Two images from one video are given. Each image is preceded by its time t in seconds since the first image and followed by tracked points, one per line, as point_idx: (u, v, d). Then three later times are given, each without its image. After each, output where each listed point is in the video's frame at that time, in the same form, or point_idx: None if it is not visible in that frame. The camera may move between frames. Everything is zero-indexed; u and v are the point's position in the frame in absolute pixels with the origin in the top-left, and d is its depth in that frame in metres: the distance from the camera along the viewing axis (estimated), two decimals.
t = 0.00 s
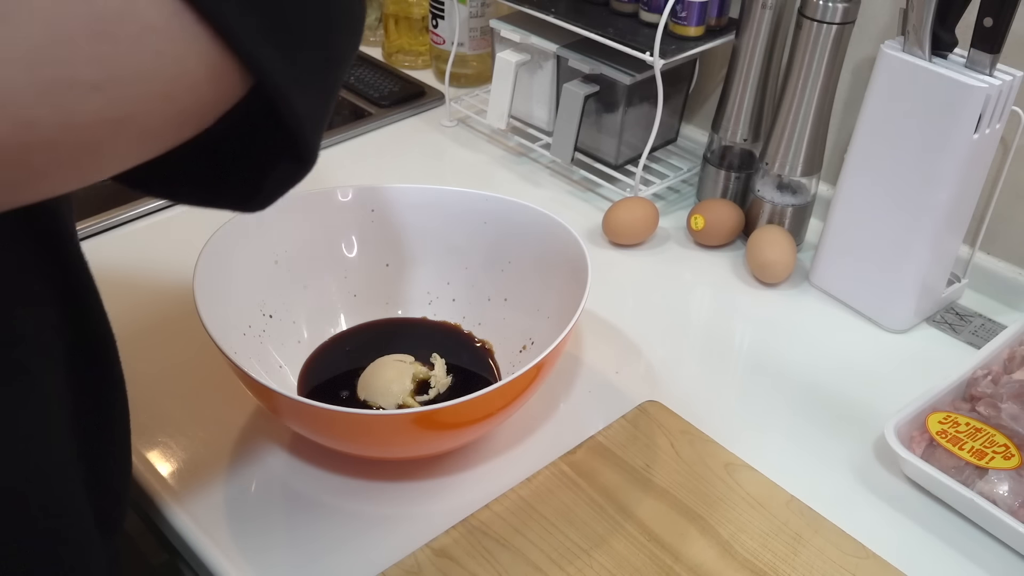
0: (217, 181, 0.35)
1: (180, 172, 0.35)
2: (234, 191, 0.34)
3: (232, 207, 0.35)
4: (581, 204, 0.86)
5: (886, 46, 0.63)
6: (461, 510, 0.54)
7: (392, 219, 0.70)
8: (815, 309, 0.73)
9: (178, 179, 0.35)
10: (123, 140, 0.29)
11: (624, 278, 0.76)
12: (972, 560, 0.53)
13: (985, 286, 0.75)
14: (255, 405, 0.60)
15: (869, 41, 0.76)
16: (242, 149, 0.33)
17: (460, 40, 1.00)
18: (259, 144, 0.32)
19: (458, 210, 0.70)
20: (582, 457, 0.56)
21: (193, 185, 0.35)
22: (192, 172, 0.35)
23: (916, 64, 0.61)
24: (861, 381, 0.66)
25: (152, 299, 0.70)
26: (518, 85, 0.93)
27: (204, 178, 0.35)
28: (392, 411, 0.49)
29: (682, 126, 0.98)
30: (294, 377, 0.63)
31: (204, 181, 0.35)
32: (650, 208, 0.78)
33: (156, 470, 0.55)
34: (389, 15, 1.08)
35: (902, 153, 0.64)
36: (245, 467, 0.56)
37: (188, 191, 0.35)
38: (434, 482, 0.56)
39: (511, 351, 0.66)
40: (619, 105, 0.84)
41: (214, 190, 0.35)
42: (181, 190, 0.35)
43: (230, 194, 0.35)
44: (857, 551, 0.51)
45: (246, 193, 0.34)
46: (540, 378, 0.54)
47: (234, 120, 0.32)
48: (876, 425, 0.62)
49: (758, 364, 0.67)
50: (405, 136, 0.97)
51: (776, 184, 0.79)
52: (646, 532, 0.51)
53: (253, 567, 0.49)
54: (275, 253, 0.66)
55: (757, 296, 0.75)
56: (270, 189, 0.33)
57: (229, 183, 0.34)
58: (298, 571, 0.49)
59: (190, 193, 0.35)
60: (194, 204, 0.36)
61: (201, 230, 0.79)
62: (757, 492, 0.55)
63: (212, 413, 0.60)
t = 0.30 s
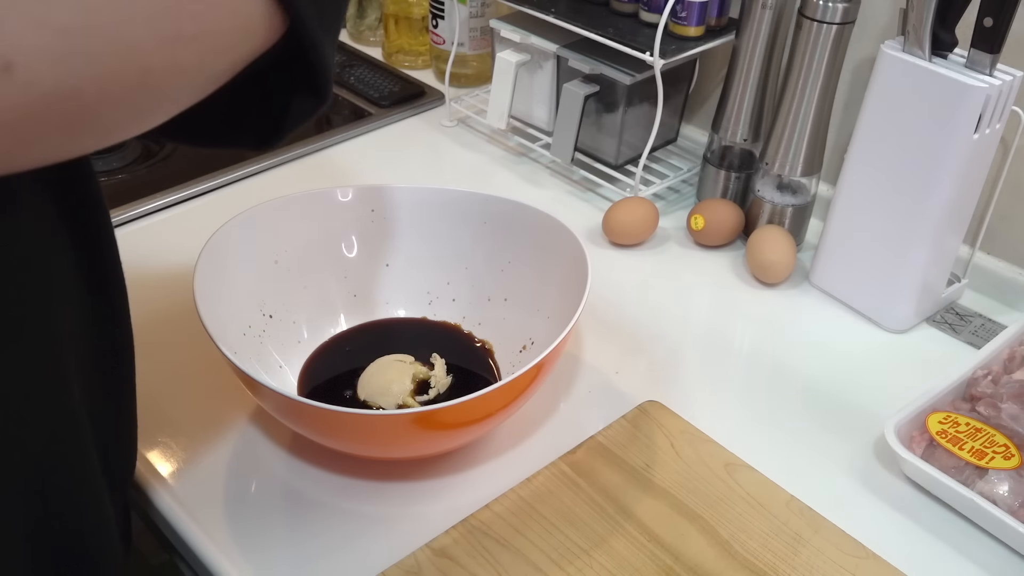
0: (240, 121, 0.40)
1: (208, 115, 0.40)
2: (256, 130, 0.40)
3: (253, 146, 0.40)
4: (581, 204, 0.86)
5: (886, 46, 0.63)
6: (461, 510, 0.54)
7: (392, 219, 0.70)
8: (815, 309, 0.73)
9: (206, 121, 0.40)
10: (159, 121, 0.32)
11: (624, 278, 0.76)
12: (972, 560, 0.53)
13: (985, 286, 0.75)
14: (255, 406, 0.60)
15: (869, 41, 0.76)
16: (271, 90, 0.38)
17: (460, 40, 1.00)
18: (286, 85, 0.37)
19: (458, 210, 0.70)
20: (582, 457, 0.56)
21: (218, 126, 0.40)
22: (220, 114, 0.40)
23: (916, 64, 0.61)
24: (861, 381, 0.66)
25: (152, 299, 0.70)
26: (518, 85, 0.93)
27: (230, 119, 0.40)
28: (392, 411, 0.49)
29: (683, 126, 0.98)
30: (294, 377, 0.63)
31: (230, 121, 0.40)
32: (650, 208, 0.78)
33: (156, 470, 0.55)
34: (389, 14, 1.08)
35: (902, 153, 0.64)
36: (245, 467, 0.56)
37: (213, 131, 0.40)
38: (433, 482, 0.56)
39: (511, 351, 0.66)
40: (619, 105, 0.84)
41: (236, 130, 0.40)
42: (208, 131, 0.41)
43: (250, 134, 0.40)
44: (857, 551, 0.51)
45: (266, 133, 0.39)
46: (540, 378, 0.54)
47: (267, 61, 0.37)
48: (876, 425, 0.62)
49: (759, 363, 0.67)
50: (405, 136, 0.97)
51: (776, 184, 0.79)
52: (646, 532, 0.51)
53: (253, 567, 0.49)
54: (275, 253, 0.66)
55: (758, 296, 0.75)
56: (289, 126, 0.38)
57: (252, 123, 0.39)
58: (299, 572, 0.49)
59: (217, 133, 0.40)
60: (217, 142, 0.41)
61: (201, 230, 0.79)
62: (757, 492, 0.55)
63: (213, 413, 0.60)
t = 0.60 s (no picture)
0: (231, 78, 0.51)
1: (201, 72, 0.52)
2: (246, 85, 0.52)
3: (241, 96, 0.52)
4: (581, 204, 0.86)
5: (886, 46, 0.63)
6: (461, 510, 0.54)
7: (392, 218, 0.70)
8: (815, 309, 0.73)
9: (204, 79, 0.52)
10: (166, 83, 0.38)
11: (624, 277, 0.76)
12: (972, 560, 0.53)
13: (986, 286, 0.75)
14: (255, 406, 0.60)
15: (869, 41, 0.76)
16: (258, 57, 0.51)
17: (460, 40, 1.00)
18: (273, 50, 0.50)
19: (458, 210, 0.70)
20: (582, 457, 0.56)
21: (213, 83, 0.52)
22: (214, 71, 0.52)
23: (916, 64, 0.61)
24: (861, 381, 0.66)
25: (152, 299, 0.70)
26: (518, 86, 0.93)
27: (221, 77, 0.52)
28: (392, 411, 0.49)
29: (683, 126, 0.98)
30: (294, 377, 0.63)
31: (223, 79, 0.52)
32: (650, 208, 0.78)
33: (156, 469, 0.55)
34: (389, 14, 1.08)
35: (902, 153, 0.64)
36: (245, 468, 0.56)
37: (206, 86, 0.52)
38: (434, 482, 0.56)
39: (511, 351, 0.66)
40: (619, 105, 0.84)
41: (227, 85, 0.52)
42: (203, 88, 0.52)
43: (241, 88, 0.52)
44: (858, 551, 0.51)
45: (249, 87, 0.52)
46: (540, 378, 0.54)
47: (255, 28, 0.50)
48: (877, 425, 0.62)
49: (758, 363, 0.67)
50: (405, 136, 0.97)
51: (776, 184, 0.79)
52: (646, 533, 0.51)
53: (253, 568, 0.49)
54: (275, 253, 0.66)
55: (758, 296, 0.75)
56: (280, 75, 0.50)
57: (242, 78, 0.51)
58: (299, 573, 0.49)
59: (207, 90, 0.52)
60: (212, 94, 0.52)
61: (201, 230, 0.79)
62: (757, 492, 0.55)
63: (214, 413, 0.60)
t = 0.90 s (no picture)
0: (183, 68, 0.52)
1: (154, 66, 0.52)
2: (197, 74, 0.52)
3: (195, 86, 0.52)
4: (581, 204, 0.86)
5: (886, 46, 0.63)
6: (461, 510, 0.54)
7: (392, 219, 0.70)
8: (815, 309, 0.73)
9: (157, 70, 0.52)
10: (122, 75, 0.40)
11: (624, 278, 0.76)
12: (971, 559, 0.53)
13: (985, 286, 0.75)
14: (255, 406, 0.60)
15: (869, 41, 0.76)
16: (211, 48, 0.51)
17: (460, 40, 1.00)
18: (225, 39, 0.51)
19: (458, 210, 0.70)
20: (582, 457, 0.56)
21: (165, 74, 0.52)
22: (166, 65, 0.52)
23: (916, 64, 0.61)
24: (860, 381, 0.66)
25: (153, 299, 0.70)
26: (518, 86, 0.93)
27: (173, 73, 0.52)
28: (392, 411, 0.49)
29: (683, 126, 0.98)
30: (294, 377, 0.63)
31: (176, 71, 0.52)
32: (650, 208, 0.78)
33: (156, 469, 0.55)
34: (389, 14, 1.08)
35: (902, 153, 0.64)
36: (246, 468, 0.56)
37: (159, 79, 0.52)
38: (434, 482, 0.56)
39: (511, 351, 0.66)
40: (619, 105, 0.84)
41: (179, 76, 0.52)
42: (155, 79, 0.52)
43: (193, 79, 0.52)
44: (858, 551, 0.51)
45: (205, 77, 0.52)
46: (540, 378, 0.54)
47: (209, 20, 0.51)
48: (877, 425, 0.62)
49: (758, 363, 0.67)
50: (405, 136, 0.97)
51: (776, 184, 0.79)
52: (646, 532, 0.51)
53: (253, 567, 0.49)
54: (275, 253, 0.66)
55: (758, 296, 0.75)
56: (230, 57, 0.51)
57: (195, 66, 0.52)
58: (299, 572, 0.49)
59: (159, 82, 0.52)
60: (165, 84, 0.52)
61: (202, 230, 0.79)
62: (757, 492, 0.55)
63: (214, 412, 0.60)
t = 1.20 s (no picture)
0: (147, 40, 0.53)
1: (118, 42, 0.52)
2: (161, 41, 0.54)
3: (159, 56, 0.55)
4: (581, 204, 0.86)
5: (886, 46, 0.63)
6: (461, 510, 0.54)
7: (392, 218, 0.70)
8: (815, 309, 0.73)
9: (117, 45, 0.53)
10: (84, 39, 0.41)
11: (624, 277, 0.76)
12: (971, 559, 0.53)
13: (986, 286, 0.75)
14: (255, 406, 0.60)
15: (869, 41, 0.76)
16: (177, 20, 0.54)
17: (460, 40, 1.00)
18: (183, 11, 0.51)
19: (458, 210, 0.70)
20: (582, 457, 0.56)
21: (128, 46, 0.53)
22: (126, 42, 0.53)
23: (916, 63, 0.61)
24: (860, 380, 0.66)
25: (153, 299, 0.70)
26: (518, 86, 0.93)
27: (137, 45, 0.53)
28: (391, 411, 0.49)
29: (683, 126, 0.98)
30: (294, 377, 0.63)
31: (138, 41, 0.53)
32: (650, 208, 0.78)
33: (156, 469, 0.55)
34: (389, 14, 1.08)
35: (902, 153, 0.64)
36: (246, 468, 0.56)
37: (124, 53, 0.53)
38: (433, 482, 0.56)
39: (511, 351, 0.66)
40: (619, 105, 0.84)
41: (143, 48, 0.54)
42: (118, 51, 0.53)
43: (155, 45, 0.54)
44: (857, 551, 0.51)
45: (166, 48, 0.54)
46: (540, 378, 0.54)
47: None
48: (877, 425, 0.62)
49: (758, 363, 0.67)
50: (405, 136, 0.97)
51: (776, 184, 0.79)
52: (646, 532, 0.51)
53: (253, 568, 0.49)
54: (275, 253, 0.66)
55: (758, 296, 0.75)
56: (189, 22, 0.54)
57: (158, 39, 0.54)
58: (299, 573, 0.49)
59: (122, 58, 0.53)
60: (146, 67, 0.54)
61: (201, 230, 0.79)
62: (757, 492, 0.55)
63: (213, 412, 0.60)
